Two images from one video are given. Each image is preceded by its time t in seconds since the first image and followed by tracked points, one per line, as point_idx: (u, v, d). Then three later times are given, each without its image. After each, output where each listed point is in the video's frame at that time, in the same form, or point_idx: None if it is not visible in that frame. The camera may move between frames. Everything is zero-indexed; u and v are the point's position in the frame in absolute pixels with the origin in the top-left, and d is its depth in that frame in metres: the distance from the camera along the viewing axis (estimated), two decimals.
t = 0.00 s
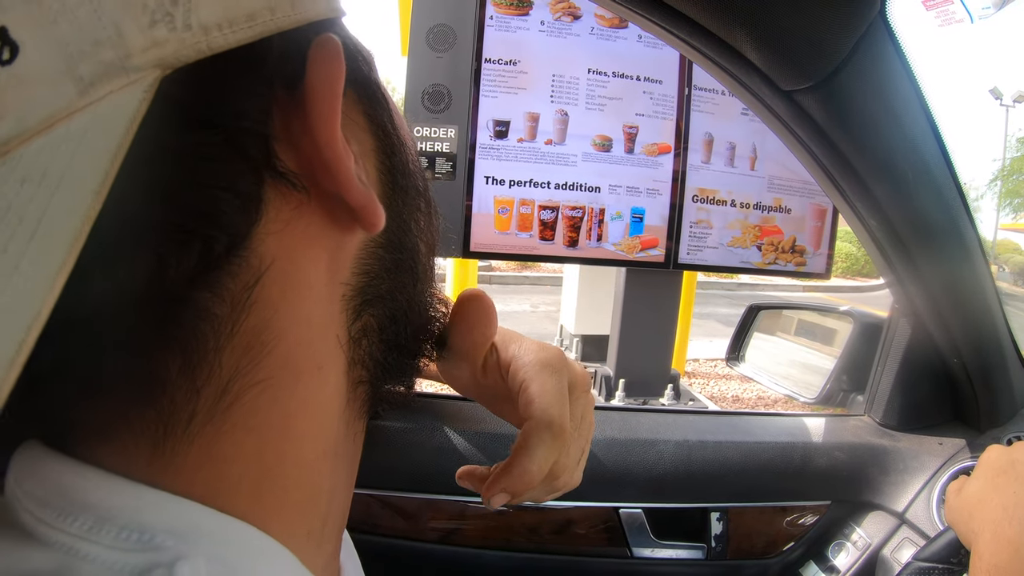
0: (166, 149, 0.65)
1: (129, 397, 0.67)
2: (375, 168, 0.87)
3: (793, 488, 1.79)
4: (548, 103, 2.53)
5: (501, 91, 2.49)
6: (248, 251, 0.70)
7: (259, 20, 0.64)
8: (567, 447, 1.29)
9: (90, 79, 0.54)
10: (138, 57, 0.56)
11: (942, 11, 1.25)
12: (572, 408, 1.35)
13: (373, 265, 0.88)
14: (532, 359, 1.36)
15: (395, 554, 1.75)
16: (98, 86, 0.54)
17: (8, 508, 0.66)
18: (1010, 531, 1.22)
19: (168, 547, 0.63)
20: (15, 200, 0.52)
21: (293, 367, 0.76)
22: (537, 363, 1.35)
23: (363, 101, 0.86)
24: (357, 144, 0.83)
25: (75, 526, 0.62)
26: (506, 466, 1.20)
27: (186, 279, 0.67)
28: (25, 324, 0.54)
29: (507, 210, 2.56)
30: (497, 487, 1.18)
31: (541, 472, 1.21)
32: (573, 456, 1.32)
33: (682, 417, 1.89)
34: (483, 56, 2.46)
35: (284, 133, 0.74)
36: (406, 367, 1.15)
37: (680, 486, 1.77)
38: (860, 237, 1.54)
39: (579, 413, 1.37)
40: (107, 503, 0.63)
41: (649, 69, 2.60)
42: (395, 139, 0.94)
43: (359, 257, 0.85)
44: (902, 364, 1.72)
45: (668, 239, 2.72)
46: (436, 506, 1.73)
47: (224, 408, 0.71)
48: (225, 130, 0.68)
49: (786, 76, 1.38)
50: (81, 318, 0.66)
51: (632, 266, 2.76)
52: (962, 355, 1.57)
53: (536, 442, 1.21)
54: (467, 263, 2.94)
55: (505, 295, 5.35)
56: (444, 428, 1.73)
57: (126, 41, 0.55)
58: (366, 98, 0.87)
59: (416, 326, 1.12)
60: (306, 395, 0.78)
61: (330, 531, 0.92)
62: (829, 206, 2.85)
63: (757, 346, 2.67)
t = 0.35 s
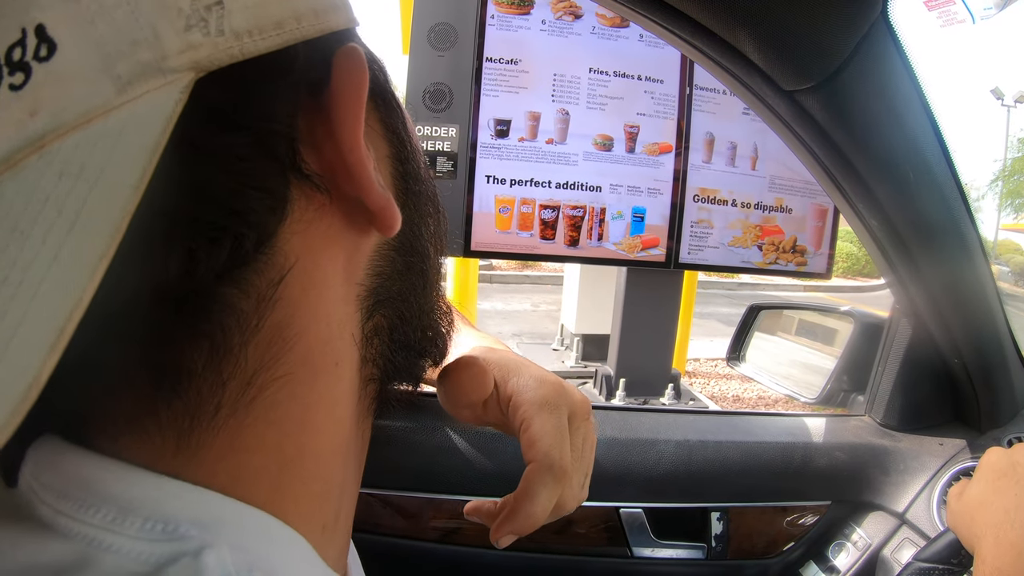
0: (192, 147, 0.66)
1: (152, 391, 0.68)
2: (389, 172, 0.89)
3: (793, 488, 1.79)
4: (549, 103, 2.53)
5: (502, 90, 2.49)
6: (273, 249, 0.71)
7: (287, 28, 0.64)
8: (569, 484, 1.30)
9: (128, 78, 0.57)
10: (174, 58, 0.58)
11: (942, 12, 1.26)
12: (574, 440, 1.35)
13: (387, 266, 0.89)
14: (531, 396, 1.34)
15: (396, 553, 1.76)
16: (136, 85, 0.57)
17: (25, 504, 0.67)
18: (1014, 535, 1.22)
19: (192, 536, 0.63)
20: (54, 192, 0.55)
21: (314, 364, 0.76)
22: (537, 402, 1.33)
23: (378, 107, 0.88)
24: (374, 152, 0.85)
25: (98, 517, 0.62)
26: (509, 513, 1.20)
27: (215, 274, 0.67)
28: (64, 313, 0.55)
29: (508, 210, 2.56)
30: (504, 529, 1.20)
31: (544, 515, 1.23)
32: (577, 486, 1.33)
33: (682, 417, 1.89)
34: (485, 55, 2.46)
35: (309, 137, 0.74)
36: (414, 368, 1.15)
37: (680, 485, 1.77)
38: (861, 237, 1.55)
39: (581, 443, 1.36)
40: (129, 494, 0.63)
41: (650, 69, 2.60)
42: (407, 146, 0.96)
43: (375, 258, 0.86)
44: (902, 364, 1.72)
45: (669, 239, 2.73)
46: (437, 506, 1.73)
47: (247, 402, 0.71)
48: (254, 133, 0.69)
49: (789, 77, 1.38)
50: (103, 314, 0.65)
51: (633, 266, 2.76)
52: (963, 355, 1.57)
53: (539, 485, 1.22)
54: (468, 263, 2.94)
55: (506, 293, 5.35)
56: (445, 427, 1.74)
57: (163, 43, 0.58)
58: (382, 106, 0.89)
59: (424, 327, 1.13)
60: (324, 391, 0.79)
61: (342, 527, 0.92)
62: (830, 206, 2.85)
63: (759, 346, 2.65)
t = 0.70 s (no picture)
0: (202, 139, 0.66)
1: (157, 383, 0.68)
2: (394, 173, 0.89)
3: (792, 487, 1.79)
4: (549, 102, 2.53)
5: (502, 89, 2.49)
6: (278, 244, 0.71)
7: (298, 29, 0.65)
8: (574, 480, 1.29)
9: (141, 71, 0.59)
10: (188, 54, 0.60)
11: (942, 11, 1.25)
12: (578, 438, 1.34)
13: (390, 265, 0.89)
14: (537, 391, 1.35)
15: (395, 552, 1.76)
16: (149, 78, 0.59)
17: (26, 495, 0.67)
18: (1015, 535, 1.22)
19: (191, 527, 0.63)
20: (68, 179, 0.58)
21: (317, 359, 0.76)
22: (543, 397, 1.33)
23: (384, 109, 0.89)
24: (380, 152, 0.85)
25: (98, 508, 0.62)
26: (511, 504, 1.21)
27: (223, 268, 0.67)
28: (77, 295, 0.58)
29: (507, 209, 2.56)
30: (508, 522, 1.21)
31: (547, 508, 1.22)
32: (581, 483, 1.33)
33: (682, 417, 1.89)
34: (484, 54, 2.46)
35: (317, 136, 0.74)
36: (413, 368, 1.15)
37: (679, 484, 1.77)
38: (861, 237, 1.55)
39: (584, 440, 1.35)
40: (129, 486, 0.63)
41: (650, 68, 2.60)
42: (412, 148, 0.96)
43: (379, 257, 0.86)
44: (903, 364, 1.72)
45: (668, 238, 2.73)
46: (436, 504, 1.73)
47: (251, 395, 0.71)
48: (263, 129, 0.69)
49: (788, 75, 1.38)
50: (111, 303, 0.65)
51: (633, 265, 2.76)
52: (962, 355, 1.57)
53: (543, 479, 1.21)
54: (467, 261, 2.94)
55: (506, 293, 5.35)
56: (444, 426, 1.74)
57: (177, 38, 0.59)
58: (387, 108, 0.90)
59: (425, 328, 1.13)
60: (327, 388, 0.79)
61: (341, 524, 0.92)
62: (830, 206, 2.85)
63: (757, 346, 2.66)
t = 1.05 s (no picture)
0: (207, 138, 0.66)
1: (163, 382, 0.68)
2: (396, 172, 0.89)
3: (792, 486, 1.79)
4: (549, 101, 2.53)
5: (502, 88, 2.49)
6: (283, 243, 0.71)
7: (300, 29, 0.66)
8: (571, 483, 1.29)
9: (147, 71, 0.60)
10: (193, 54, 0.61)
11: (942, 10, 1.25)
12: (575, 441, 1.35)
13: (393, 265, 0.89)
14: (535, 394, 1.35)
15: (395, 551, 1.76)
16: (155, 78, 0.60)
17: (29, 493, 0.67)
18: (1016, 536, 1.22)
19: (196, 525, 0.63)
20: (74, 180, 0.59)
21: (322, 357, 0.76)
22: (540, 400, 1.33)
23: (386, 108, 0.89)
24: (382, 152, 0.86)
25: (105, 507, 0.63)
26: (508, 507, 1.20)
27: (229, 267, 0.68)
28: (85, 296, 0.58)
29: (507, 208, 2.56)
30: (503, 526, 1.19)
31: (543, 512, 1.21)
32: (577, 486, 1.32)
33: (682, 416, 1.89)
34: (484, 53, 2.46)
35: (320, 135, 0.74)
36: (415, 365, 1.15)
37: (679, 483, 1.77)
38: (861, 237, 1.55)
39: (581, 444, 1.35)
40: (133, 484, 0.64)
41: (650, 67, 2.60)
42: (413, 147, 0.96)
43: (382, 256, 0.86)
44: (902, 363, 1.72)
45: (668, 237, 2.73)
46: (436, 504, 1.73)
47: (256, 393, 0.71)
48: (267, 128, 0.69)
49: (787, 75, 1.38)
50: (119, 304, 0.66)
51: (633, 264, 2.77)
52: (962, 355, 1.57)
53: (540, 482, 1.21)
54: (467, 261, 2.94)
55: (507, 292, 5.36)
56: (444, 424, 1.74)
57: (181, 38, 0.60)
58: (389, 107, 0.90)
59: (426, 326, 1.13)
60: (331, 386, 0.79)
61: (345, 520, 0.92)
62: (830, 205, 2.85)
63: (757, 346, 2.64)
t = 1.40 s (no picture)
0: (229, 118, 0.65)
1: (173, 360, 0.67)
2: (406, 168, 0.90)
3: (792, 485, 1.79)
4: (549, 100, 2.53)
5: (501, 87, 2.48)
6: (298, 227, 0.71)
7: (320, 25, 0.67)
8: (579, 484, 1.30)
9: (174, 53, 0.60)
10: (218, 40, 0.61)
11: (943, 9, 1.26)
12: (582, 444, 1.34)
13: (398, 259, 0.89)
14: (543, 398, 1.34)
15: (394, 550, 1.75)
16: (181, 60, 0.60)
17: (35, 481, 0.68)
18: None
19: (192, 501, 0.63)
20: (99, 149, 0.59)
21: (331, 343, 0.76)
22: (548, 404, 1.32)
23: (399, 106, 0.90)
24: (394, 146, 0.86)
25: (103, 488, 0.63)
26: (517, 511, 1.23)
27: (245, 248, 0.67)
28: (88, 283, 0.58)
29: (507, 207, 2.55)
30: (513, 528, 1.23)
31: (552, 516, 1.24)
32: (586, 489, 1.34)
33: (682, 415, 1.89)
34: (483, 52, 2.45)
35: (336, 126, 0.76)
36: (417, 362, 1.14)
37: (680, 482, 1.77)
38: (863, 236, 1.55)
39: (587, 447, 1.35)
40: (129, 464, 0.64)
41: (650, 66, 2.59)
42: (423, 145, 0.97)
43: (389, 249, 0.86)
44: (902, 363, 1.72)
45: (668, 236, 2.73)
46: (435, 503, 1.73)
47: (265, 373, 0.71)
48: (287, 113, 0.69)
49: (790, 73, 1.37)
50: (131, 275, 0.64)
51: (632, 263, 2.78)
52: (962, 354, 1.57)
53: (548, 487, 1.23)
54: (467, 260, 2.94)
55: (506, 292, 5.37)
56: (444, 423, 1.74)
57: (209, 24, 0.61)
58: (402, 105, 0.91)
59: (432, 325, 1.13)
60: (339, 372, 0.78)
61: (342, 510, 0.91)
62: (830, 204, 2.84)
63: (757, 344, 2.65)
